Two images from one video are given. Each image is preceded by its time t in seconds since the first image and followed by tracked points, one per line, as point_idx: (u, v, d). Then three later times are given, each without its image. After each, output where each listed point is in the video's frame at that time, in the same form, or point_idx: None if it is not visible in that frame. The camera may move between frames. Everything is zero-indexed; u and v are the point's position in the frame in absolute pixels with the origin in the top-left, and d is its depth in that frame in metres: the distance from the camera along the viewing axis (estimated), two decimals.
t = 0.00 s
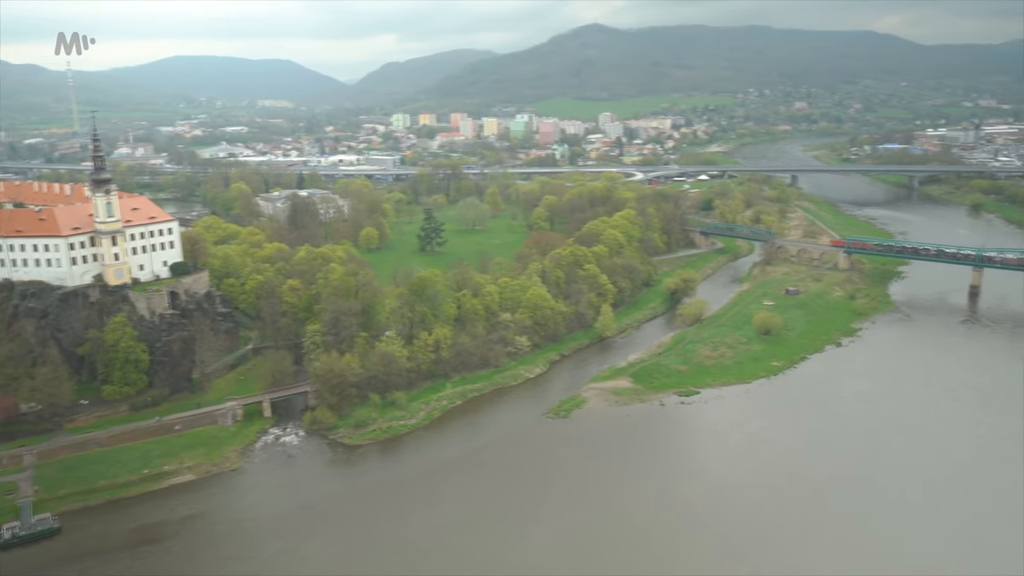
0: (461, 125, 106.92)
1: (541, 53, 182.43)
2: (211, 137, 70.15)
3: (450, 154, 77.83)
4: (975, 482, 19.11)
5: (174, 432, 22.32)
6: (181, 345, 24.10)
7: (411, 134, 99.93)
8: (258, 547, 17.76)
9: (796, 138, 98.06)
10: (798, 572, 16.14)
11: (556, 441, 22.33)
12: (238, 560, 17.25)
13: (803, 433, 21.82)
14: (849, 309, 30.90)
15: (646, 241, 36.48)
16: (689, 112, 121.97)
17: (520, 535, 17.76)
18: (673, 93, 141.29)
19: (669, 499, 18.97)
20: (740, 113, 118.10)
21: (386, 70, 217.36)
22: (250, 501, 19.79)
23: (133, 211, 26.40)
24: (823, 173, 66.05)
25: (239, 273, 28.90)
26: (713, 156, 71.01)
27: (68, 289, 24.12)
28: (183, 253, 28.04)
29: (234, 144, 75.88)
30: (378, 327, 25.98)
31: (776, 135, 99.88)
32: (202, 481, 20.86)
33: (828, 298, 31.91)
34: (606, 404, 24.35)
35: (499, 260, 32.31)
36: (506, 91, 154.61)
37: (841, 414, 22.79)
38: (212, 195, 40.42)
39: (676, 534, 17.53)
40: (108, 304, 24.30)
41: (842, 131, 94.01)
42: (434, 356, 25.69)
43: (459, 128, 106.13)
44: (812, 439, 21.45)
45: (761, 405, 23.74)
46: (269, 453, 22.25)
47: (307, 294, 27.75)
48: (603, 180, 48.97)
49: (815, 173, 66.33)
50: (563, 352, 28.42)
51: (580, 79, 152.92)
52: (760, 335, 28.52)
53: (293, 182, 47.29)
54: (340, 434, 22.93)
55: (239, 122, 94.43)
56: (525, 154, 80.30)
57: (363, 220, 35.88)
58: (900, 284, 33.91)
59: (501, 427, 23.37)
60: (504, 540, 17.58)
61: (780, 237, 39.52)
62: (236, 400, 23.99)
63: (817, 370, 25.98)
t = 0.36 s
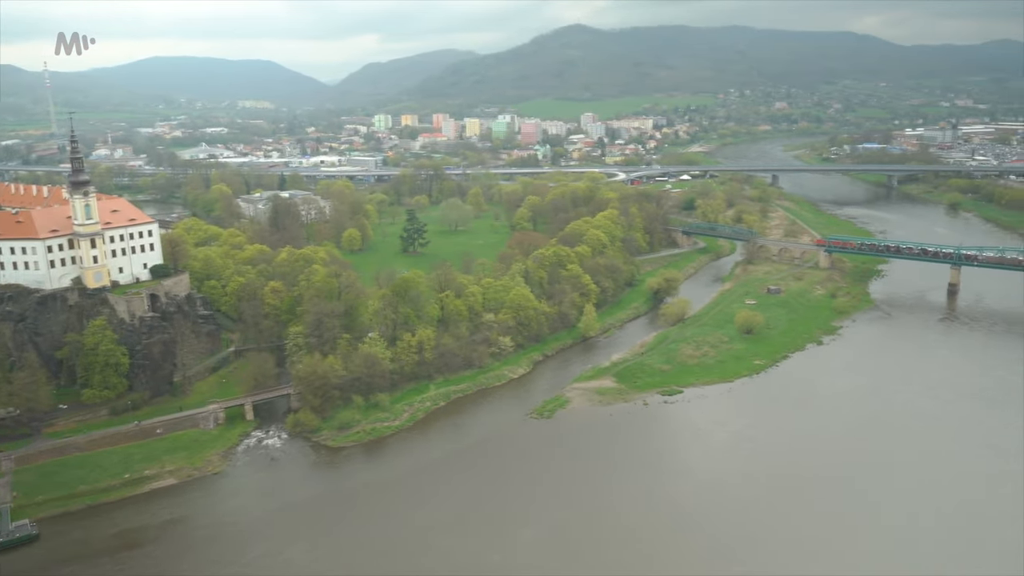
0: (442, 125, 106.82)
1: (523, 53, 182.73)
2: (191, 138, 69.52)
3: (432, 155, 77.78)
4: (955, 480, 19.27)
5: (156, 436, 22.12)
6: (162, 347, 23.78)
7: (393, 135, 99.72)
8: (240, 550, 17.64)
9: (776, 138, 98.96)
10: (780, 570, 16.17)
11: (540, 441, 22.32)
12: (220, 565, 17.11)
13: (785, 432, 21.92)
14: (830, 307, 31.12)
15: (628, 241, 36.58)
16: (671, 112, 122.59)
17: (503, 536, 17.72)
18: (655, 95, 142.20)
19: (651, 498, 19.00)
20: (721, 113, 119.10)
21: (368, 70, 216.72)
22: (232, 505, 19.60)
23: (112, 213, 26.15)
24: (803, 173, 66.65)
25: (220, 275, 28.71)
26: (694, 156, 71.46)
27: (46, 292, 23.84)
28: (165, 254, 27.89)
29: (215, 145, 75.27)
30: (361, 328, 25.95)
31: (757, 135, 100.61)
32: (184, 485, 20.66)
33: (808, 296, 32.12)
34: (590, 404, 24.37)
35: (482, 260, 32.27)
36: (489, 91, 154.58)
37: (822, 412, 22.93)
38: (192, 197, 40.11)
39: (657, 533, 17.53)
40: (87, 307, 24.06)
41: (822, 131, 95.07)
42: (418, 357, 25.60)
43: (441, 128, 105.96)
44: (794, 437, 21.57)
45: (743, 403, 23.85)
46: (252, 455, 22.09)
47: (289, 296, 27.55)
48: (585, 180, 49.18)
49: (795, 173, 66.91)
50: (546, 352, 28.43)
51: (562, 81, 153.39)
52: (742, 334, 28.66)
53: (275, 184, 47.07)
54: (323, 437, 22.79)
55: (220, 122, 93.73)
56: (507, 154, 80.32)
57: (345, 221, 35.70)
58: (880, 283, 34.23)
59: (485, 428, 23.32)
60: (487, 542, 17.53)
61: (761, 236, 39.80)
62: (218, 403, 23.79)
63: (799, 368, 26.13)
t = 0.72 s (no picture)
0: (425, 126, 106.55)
1: (507, 53, 182.80)
2: (172, 138, 68.90)
3: (415, 156, 77.62)
4: (933, 477, 19.45)
5: (137, 440, 21.79)
6: (142, 350, 23.53)
7: (376, 136, 99.41)
8: (222, 555, 17.52)
9: (758, 138, 99.70)
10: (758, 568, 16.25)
11: (522, 442, 22.31)
12: (202, 569, 16.98)
13: (766, 430, 22.05)
14: (811, 306, 31.36)
15: (611, 241, 36.68)
16: (653, 112, 123.18)
17: (482, 537, 17.70)
18: (637, 96, 142.93)
19: (628, 498, 19.03)
20: (703, 113, 119.86)
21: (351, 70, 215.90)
22: (212, 509, 19.45)
23: (91, 215, 25.95)
24: (784, 173, 67.17)
25: (201, 277, 28.51)
26: (676, 156, 71.84)
27: (24, 295, 23.49)
28: (144, 256, 27.74)
29: (195, 146, 74.65)
30: (344, 330, 25.76)
31: (738, 135, 101.38)
32: (165, 489, 20.50)
33: (790, 295, 32.34)
34: (573, 404, 24.40)
35: (465, 261, 32.24)
36: (473, 91, 154.47)
37: (804, 410, 23.08)
38: (172, 199, 39.76)
39: (635, 533, 17.57)
40: (66, 310, 23.70)
41: (803, 131, 95.96)
42: (401, 358, 25.53)
43: (423, 129, 105.79)
44: (774, 436, 21.69)
45: (725, 402, 23.97)
46: (235, 458, 21.95)
47: (271, 298, 27.33)
48: (567, 180, 49.36)
49: (776, 173, 67.41)
50: (529, 352, 28.45)
51: (545, 83, 153.61)
52: (725, 333, 28.81)
53: (256, 185, 46.81)
54: (306, 439, 22.68)
55: (200, 122, 92.87)
56: (490, 155, 80.35)
57: (327, 223, 35.57)
58: (860, 281, 34.52)
59: (468, 429, 23.30)
60: (467, 543, 17.52)
61: (743, 236, 40.05)
62: (200, 406, 23.56)
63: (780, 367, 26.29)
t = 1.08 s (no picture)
0: (407, 126, 106.34)
1: (490, 54, 182.96)
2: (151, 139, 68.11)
3: (397, 156, 77.46)
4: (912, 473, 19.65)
5: (117, 444, 21.58)
6: (121, 354, 23.41)
7: (358, 137, 99.08)
8: (203, 559, 17.37)
9: (738, 138, 100.43)
10: (742, 568, 16.24)
11: (504, 442, 22.29)
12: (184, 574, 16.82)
13: (747, 428, 22.17)
14: (792, 304, 31.56)
15: (593, 241, 36.76)
16: (634, 112, 123.85)
17: (463, 539, 17.63)
18: (621, 96, 143.68)
19: (609, 498, 19.02)
20: (683, 114, 120.68)
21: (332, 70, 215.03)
22: (193, 514, 19.27)
23: (69, 216, 25.57)
24: (763, 172, 67.71)
25: (181, 278, 28.24)
26: (657, 156, 72.24)
27: None
28: (125, 258, 27.53)
29: (174, 147, 73.97)
30: (326, 331, 25.58)
31: (718, 135, 102.09)
32: (146, 493, 20.28)
33: (771, 294, 32.55)
34: (556, 404, 24.41)
35: (447, 261, 32.14)
36: (455, 91, 154.35)
37: (785, 408, 23.23)
38: (152, 200, 39.39)
39: (616, 534, 17.50)
40: (44, 313, 22.89)
41: (783, 131, 96.82)
42: (384, 360, 25.43)
43: (404, 129, 105.52)
44: (755, 434, 21.81)
45: (707, 401, 24.07)
46: (216, 462, 21.77)
47: (252, 299, 26.91)
48: (549, 180, 49.55)
49: (756, 172, 67.95)
50: (512, 352, 28.44)
51: (527, 83, 153.83)
52: (707, 332, 28.94)
53: (237, 186, 46.55)
54: (289, 441, 22.53)
55: (180, 123, 92.09)
56: (472, 155, 80.39)
57: (309, 223, 35.37)
58: (840, 280, 34.81)
59: (451, 429, 23.25)
60: (449, 544, 17.47)
61: (724, 235, 40.29)
62: (181, 409, 23.35)
63: (762, 365, 26.44)
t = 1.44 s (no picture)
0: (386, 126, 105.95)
1: (471, 55, 182.93)
2: (126, 140, 67.38)
3: (376, 156, 77.23)
4: (890, 470, 19.86)
5: (94, 449, 21.24)
6: (99, 357, 22.73)
7: (337, 137, 98.59)
8: (184, 564, 17.22)
9: (718, 138, 101.07)
10: (727, 568, 16.25)
11: (486, 443, 22.25)
12: None
13: (726, 426, 22.29)
14: (771, 303, 31.79)
15: (573, 241, 36.82)
16: (613, 112, 124.24)
17: (446, 540, 17.59)
18: (601, 97, 143.40)
19: (591, 498, 19.02)
20: (664, 114, 121.17)
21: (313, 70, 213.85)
22: (171, 519, 19.06)
23: (44, 220, 25.31)
24: (742, 172, 68.18)
25: (159, 281, 28.00)
26: (636, 156, 72.57)
27: None
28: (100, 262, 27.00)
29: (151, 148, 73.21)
30: (306, 333, 25.38)
31: (697, 135, 102.68)
32: (125, 498, 20.06)
33: (751, 293, 32.77)
34: (538, 403, 24.43)
35: (428, 262, 32.08)
36: (436, 91, 154.09)
37: (764, 406, 23.39)
38: (129, 202, 38.99)
39: (599, 534, 17.49)
40: (20, 317, 22.82)
41: (762, 131, 97.59)
42: (365, 361, 25.31)
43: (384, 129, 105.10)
44: (736, 432, 21.92)
45: (688, 399, 24.16)
46: (196, 465, 21.58)
47: (231, 302, 26.72)
48: (529, 180, 49.62)
49: (735, 172, 68.40)
50: (494, 353, 28.42)
51: (508, 84, 153.94)
52: (687, 330, 29.08)
53: (215, 187, 46.26)
54: (269, 444, 22.37)
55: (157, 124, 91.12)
56: (452, 155, 80.33)
57: (288, 225, 35.16)
58: (818, 278, 35.11)
59: (433, 431, 23.17)
60: (431, 546, 17.40)
61: (704, 234, 40.53)
62: (159, 413, 23.08)
63: (742, 363, 26.60)
